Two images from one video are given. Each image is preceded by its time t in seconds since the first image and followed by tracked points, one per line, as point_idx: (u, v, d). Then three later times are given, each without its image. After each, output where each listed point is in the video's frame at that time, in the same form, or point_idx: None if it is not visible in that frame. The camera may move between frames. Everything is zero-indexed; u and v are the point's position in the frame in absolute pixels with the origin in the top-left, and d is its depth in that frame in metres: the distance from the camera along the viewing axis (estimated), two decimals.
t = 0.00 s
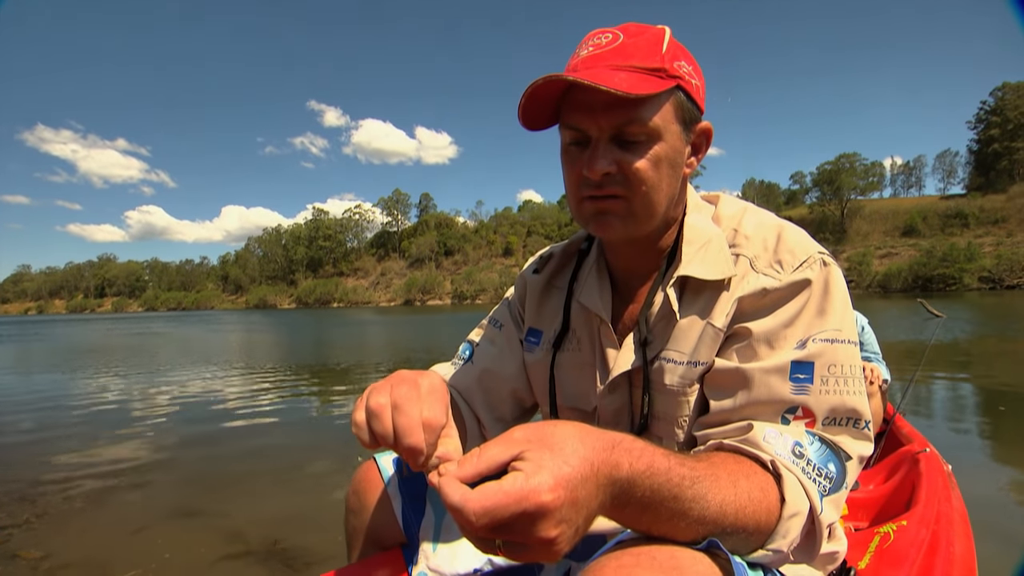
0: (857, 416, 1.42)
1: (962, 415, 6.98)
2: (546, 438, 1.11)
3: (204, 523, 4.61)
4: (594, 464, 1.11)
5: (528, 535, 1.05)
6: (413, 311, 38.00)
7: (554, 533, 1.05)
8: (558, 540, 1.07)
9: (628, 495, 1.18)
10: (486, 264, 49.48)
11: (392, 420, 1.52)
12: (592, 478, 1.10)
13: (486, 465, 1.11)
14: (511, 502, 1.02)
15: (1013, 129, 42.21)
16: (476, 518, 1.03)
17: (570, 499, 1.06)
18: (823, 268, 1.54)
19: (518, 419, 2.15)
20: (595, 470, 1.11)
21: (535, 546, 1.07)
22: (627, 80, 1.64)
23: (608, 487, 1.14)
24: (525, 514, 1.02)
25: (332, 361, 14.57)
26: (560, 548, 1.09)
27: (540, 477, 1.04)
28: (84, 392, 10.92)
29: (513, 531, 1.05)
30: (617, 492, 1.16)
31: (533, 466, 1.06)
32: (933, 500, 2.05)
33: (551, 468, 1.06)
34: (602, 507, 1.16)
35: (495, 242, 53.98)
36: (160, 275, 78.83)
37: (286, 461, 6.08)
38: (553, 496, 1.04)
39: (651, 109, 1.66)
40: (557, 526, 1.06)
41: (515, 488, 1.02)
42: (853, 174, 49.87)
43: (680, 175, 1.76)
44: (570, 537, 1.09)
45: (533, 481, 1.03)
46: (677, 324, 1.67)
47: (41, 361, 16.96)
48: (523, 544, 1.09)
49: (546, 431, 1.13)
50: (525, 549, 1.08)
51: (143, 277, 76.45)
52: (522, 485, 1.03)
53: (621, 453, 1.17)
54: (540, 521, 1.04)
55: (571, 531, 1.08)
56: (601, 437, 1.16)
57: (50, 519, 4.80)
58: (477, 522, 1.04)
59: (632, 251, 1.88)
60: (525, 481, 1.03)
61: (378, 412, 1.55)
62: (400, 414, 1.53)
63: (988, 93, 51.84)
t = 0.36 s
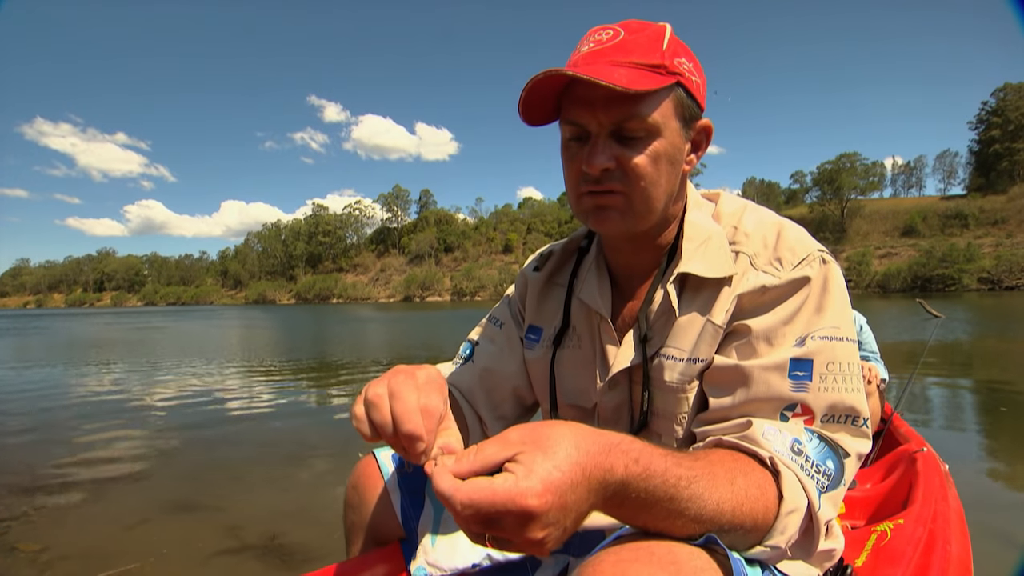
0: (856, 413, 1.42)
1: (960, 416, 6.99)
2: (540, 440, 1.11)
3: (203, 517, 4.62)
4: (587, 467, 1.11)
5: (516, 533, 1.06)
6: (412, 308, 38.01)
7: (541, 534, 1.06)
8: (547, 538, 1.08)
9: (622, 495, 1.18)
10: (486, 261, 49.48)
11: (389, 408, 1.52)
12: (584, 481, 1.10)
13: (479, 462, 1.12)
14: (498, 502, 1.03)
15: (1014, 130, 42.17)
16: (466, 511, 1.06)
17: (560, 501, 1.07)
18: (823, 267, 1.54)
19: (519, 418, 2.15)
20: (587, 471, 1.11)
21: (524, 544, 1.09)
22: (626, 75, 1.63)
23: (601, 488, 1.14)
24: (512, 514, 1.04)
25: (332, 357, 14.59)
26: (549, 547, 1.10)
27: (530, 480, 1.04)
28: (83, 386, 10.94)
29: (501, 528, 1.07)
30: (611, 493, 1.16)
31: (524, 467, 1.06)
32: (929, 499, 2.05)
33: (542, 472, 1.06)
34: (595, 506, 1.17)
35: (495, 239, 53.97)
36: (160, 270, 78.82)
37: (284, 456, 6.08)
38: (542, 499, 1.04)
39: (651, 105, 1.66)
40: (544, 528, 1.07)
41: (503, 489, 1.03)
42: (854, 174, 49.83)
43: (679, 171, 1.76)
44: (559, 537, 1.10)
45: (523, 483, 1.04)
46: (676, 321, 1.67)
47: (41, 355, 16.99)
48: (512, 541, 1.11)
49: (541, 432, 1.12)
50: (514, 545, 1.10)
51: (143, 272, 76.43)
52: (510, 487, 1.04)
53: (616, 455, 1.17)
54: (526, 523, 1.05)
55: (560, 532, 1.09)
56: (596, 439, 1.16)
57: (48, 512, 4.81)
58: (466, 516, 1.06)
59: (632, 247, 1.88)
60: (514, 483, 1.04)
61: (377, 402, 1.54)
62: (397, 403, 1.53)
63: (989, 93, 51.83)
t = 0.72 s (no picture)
0: (852, 413, 1.43)
1: (955, 415, 7.02)
2: (535, 439, 1.11)
3: (199, 517, 4.61)
4: (580, 466, 1.11)
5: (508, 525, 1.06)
6: (409, 308, 38.01)
7: (532, 530, 1.07)
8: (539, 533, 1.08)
9: (619, 493, 1.18)
10: (483, 261, 49.52)
11: (378, 411, 1.51)
12: (579, 478, 1.11)
13: (472, 459, 1.12)
14: (490, 496, 1.03)
15: (1009, 132, 42.37)
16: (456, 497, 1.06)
17: (552, 497, 1.07)
18: (819, 266, 1.55)
19: (518, 420, 2.14)
20: (581, 470, 1.11)
21: (516, 538, 1.09)
22: (622, 75, 1.63)
23: (596, 485, 1.14)
24: (504, 508, 1.04)
25: (328, 357, 14.59)
26: (540, 544, 1.10)
27: (521, 476, 1.04)
28: (78, 386, 10.91)
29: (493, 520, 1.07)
30: (605, 492, 1.16)
31: (517, 461, 1.07)
32: (925, 498, 2.06)
33: (535, 470, 1.06)
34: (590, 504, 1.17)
35: (492, 239, 54.02)
36: (156, 269, 78.59)
37: (281, 456, 6.07)
38: (533, 495, 1.04)
39: (647, 104, 1.66)
40: (535, 523, 1.07)
41: (494, 481, 1.04)
42: (850, 174, 50.00)
43: (675, 170, 1.76)
44: (551, 533, 1.11)
45: (515, 476, 1.04)
46: (673, 320, 1.67)
47: (36, 354, 16.92)
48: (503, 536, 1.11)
49: (536, 432, 1.13)
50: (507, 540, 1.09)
51: (138, 271, 76.24)
52: (502, 481, 1.04)
53: (611, 454, 1.17)
54: (517, 518, 1.05)
55: (552, 528, 1.10)
56: (590, 437, 1.16)
57: (43, 512, 4.79)
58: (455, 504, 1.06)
59: (628, 247, 1.88)
60: (507, 477, 1.04)
61: (367, 407, 1.55)
62: (387, 405, 1.53)
63: (984, 95, 52.10)
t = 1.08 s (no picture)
0: (849, 413, 1.43)
1: (949, 416, 7.04)
2: (528, 432, 1.12)
3: (194, 520, 4.60)
4: (572, 460, 1.11)
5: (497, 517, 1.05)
6: (406, 309, 38.03)
7: (521, 521, 1.06)
8: (530, 525, 1.07)
9: (612, 492, 1.18)
10: (479, 262, 49.49)
11: (374, 409, 1.52)
12: (572, 472, 1.11)
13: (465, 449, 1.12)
14: (480, 483, 1.04)
15: (1002, 134, 42.59)
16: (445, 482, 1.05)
17: (543, 489, 1.07)
18: (815, 266, 1.56)
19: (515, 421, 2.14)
20: (573, 465, 1.12)
21: (506, 532, 1.08)
22: (616, 75, 1.64)
23: (590, 482, 1.14)
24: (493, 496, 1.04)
25: (325, 359, 14.56)
26: (531, 538, 1.10)
27: (510, 465, 1.05)
28: (72, 388, 10.86)
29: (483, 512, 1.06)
30: (600, 489, 1.16)
31: (508, 452, 1.07)
32: (921, 499, 2.07)
33: (527, 459, 1.06)
34: (584, 501, 1.17)
35: (488, 240, 54.03)
36: (151, 270, 78.29)
37: (276, 458, 6.06)
38: (522, 483, 1.04)
39: (641, 104, 1.67)
40: (525, 514, 1.06)
41: (485, 468, 1.04)
42: (845, 176, 50.19)
43: (670, 170, 1.77)
44: (542, 527, 1.10)
45: (505, 465, 1.05)
46: (669, 320, 1.68)
47: (30, 356, 16.82)
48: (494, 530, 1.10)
49: (528, 425, 1.14)
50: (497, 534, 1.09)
51: (133, 272, 75.92)
52: (492, 468, 1.04)
53: (604, 450, 1.17)
54: (505, 507, 1.05)
55: (543, 522, 1.09)
56: (583, 433, 1.17)
57: (36, 515, 4.77)
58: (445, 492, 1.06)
59: (624, 248, 1.88)
60: (497, 465, 1.04)
61: (362, 405, 1.55)
62: (382, 404, 1.53)
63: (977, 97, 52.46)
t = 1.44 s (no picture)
0: (843, 411, 1.44)
1: (944, 415, 7.08)
2: (515, 416, 1.15)
3: (189, 522, 4.59)
4: (561, 450, 1.13)
5: (482, 499, 1.07)
6: (402, 310, 37.98)
7: (503, 496, 1.07)
8: (513, 508, 1.08)
9: (605, 487, 1.19)
10: (475, 262, 49.49)
11: (361, 403, 1.51)
12: (561, 461, 1.12)
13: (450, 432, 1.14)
14: (465, 455, 1.06)
15: (995, 135, 42.89)
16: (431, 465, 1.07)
17: (530, 471, 1.09)
18: (809, 265, 1.56)
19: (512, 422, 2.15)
20: (562, 454, 1.13)
21: (493, 518, 1.09)
22: (608, 73, 1.65)
23: (580, 473, 1.15)
24: (477, 469, 1.06)
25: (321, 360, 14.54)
26: (513, 519, 1.10)
27: (496, 442, 1.08)
28: (66, 391, 10.80)
29: (466, 494, 1.07)
30: (591, 483, 1.17)
31: (495, 432, 1.10)
32: (916, 498, 2.08)
33: (513, 439, 1.09)
34: (577, 494, 1.17)
35: (485, 241, 54.08)
36: (145, 271, 77.96)
37: (271, 460, 6.05)
38: (504, 458, 1.07)
39: (633, 102, 1.68)
40: (508, 488, 1.07)
41: (471, 447, 1.07)
42: (840, 177, 50.43)
43: (663, 168, 1.77)
44: (526, 510, 1.10)
45: (490, 443, 1.08)
46: (662, 320, 1.68)
47: (24, 358, 16.73)
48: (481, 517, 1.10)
49: (516, 413, 1.16)
50: (482, 520, 1.10)
51: (128, 274, 75.63)
52: (478, 446, 1.07)
53: (595, 443, 1.19)
54: (488, 482, 1.06)
55: (527, 503, 1.09)
56: (573, 426, 1.18)
57: (28, 518, 4.74)
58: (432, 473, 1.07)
59: (618, 247, 1.89)
60: (481, 443, 1.07)
61: (351, 402, 1.54)
62: (370, 398, 1.52)
63: (971, 97, 52.67)
